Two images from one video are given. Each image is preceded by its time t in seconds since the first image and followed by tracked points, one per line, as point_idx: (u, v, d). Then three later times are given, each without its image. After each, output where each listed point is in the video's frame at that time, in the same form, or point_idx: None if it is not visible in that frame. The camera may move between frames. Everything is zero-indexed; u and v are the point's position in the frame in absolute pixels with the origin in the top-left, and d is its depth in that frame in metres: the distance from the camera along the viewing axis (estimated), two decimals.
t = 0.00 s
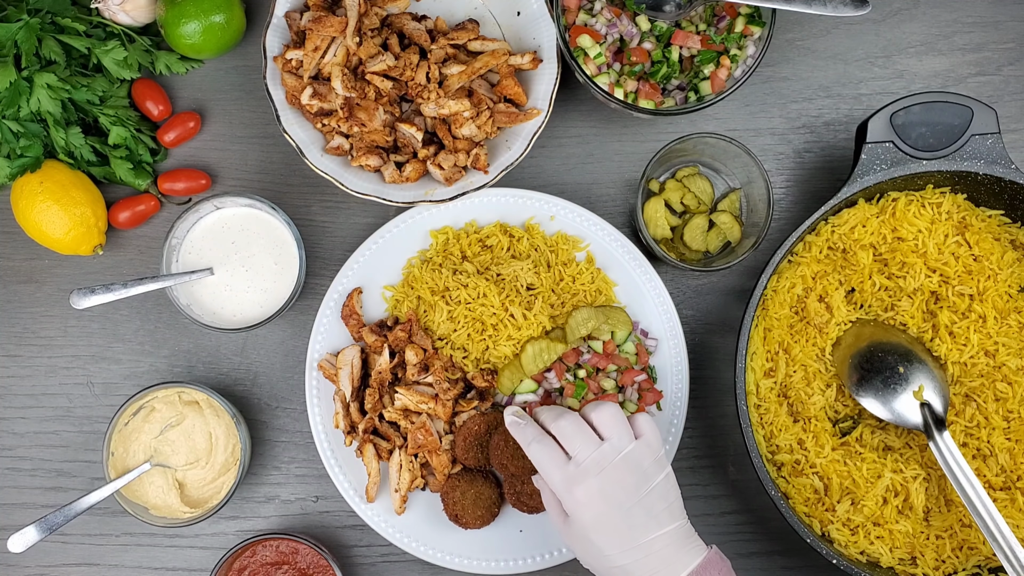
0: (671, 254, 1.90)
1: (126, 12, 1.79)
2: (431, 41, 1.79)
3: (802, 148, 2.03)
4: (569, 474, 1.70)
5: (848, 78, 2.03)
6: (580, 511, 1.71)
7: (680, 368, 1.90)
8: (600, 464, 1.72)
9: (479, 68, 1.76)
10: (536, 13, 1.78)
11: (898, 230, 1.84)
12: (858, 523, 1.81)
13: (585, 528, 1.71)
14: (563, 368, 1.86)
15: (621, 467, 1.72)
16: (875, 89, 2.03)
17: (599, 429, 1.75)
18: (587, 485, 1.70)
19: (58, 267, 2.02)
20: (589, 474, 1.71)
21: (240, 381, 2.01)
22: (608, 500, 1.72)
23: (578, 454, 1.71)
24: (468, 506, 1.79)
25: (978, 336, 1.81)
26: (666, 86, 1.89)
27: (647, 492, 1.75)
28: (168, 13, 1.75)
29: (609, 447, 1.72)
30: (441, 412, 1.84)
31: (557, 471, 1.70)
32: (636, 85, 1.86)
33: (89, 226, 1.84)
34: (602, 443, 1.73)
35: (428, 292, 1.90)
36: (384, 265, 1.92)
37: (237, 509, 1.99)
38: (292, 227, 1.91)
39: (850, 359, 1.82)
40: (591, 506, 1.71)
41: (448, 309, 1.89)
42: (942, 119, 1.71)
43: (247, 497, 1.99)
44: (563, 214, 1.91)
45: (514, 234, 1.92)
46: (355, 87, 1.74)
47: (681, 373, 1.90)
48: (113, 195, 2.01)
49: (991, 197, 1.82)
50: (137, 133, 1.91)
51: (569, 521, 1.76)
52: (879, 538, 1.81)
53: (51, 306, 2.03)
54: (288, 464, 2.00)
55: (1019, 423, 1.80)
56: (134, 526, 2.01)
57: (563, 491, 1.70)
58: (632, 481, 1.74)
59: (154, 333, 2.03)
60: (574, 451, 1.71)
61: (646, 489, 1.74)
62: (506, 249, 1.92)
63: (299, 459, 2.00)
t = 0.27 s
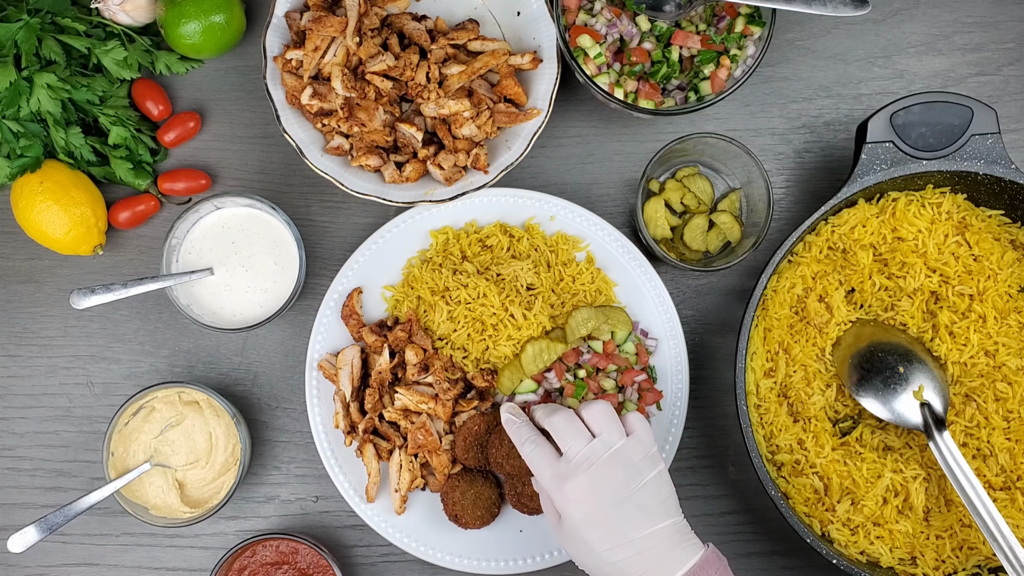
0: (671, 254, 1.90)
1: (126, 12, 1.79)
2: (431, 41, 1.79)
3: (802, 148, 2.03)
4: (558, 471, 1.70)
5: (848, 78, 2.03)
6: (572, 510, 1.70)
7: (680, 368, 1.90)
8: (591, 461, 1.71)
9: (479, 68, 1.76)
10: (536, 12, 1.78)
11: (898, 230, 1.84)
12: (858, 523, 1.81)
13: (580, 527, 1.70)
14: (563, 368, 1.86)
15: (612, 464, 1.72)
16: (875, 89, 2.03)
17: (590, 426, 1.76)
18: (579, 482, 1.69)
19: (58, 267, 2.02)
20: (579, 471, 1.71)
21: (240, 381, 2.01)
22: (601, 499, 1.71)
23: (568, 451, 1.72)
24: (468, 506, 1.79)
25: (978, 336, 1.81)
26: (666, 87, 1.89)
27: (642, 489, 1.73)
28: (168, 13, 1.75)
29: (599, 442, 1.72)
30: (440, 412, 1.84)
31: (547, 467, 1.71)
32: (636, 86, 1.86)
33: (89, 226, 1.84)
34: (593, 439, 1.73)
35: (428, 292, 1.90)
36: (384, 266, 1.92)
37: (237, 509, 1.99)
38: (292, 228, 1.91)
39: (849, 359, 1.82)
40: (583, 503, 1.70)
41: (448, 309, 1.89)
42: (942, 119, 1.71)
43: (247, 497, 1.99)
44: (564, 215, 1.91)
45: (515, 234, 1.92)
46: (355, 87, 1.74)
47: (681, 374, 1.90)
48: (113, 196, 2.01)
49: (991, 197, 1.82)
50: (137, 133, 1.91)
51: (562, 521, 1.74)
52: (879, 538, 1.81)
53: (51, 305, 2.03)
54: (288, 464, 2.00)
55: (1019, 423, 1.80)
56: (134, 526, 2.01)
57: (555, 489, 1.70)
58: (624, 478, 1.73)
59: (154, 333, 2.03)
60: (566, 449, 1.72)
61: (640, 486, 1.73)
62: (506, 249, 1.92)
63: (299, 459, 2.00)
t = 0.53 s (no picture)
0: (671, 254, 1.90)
1: (126, 12, 1.79)
2: (431, 41, 1.79)
3: (803, 147, 2.03)
4: (599, 512, 1.72)
5: (848, 78, 2.03)
6: (601, 554, 1.72)
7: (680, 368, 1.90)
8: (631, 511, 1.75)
9: (479, 68, 1.76)
10: (535, 12, 1.78)
11: (898, 230, 1.84)
12: (858, 523, 1.81)
13: (601, 571, 1.72)
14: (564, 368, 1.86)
15: (651, 519, 1.75)
16: (875, 89, 2.03)
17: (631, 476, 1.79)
18: (614, 528, 1.73)
19: (58, 267, 2.02)
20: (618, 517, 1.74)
21: (240, 381, 2.01)
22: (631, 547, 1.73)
23: (611, 494, 1.74)
24: (468, 506, 1.79)
25: (978, 336, 1.81)
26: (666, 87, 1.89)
27: (667, 549, 1.77)
28: (168, 13, 1.75)
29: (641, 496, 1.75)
30: (440, 412, 1.84)
31: (589, 507, 1.72)
32: (636, 86, 1.86)
33: (89, 226, 1.84)
34: (633, 490, 1.76)
35: (428, 292, 1.90)
36: (383, 265, 1.92)
37: (237, 508, 1.99)
38: (292, 228, 1.91)
39: (850, 359, 1.82)
40: (612, 548, 1.73)
41: (448, 309, 1.89)
42: (941, 118, 1.71)
43: (247, 497, 1.99)
44: (563, 215, 1.91)
45: (515, 234, 1.92)
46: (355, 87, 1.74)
47: (681, 374, 1.89)
48: (113, 196, 2.01)
49: (991, 197, 1.82)
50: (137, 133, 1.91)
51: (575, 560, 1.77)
52: (879, 538, 1.81)
53: (51, 305, 2.03)
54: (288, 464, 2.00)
55: (1019, 423, 1.80)
56: (134, 526, 2.01)
57: (590, 530, 1.73)
58: (656, 534, 1.76)
59: (153, 333, 2.03)
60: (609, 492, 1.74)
61: (667, 544, 1.77)
62: (507, 250, 1.92)
63: (299, 459, 2.00)
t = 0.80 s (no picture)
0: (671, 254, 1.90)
1: (126, 12, 1.79)
2: (431, 41, 1.79)
3: (803, 148, 2.03)
4: (585, 518, 1.75)
5: (848, 78, 2.03)
6: (583, 557, 1.77)
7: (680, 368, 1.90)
8: (616, 518, 1.78)
9: (479, 68, 1.76)
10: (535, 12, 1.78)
11: (898, 230, 1.84)
12: (858, 523, 1.81)
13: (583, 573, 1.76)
14: (563, 368, 1.87)
15: (633, 526, 1.79)
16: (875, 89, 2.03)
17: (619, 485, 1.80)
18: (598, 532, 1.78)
19: (58, 267, 2.02)
20: (602, 521, 1.78)
21: (240, 380, 2.01)
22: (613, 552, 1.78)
23: (598, 501, 1.77)
24: (469, 505, 1.79)
25: (978, 336, 1.81)
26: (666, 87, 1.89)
27: (647, 555, 1.82)
28: (168, 13, 1.75)
29: (627, 507, 1.78)
30: (440, 412, 1.84)
31: (576, 513, 1.74)
32: (636, 86, 1.86)
33: (89, 226, 1.84)
34: (619, 499, 1.79)
35: (428, 292, 1.90)
36: (383, 265, 1.92)
37: (237, 508, 1.99)
38: (292, 228, 1.91)
39: (850, 359, 1.82)
40: (594, 553, 1.77)
41: (448, 309, 1.89)
42: (942, 118, 1.71)
43: (247, 497, 1.99)
44: (563, 215, 1.91)
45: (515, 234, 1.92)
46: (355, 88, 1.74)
47: (681, 374, 1.89)
48: (113, 196, 2.01)
49: (991, 197, 1.82)
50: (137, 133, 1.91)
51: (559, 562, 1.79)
52: (879, 538, 1.81)
53: (51, 305, 2.03)
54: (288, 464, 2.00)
55: (1019, 423, 1.80)
56: (134, 526, 2.01)
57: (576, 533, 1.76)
58: (637, 540, 1.80)
59: (154, 333, 2.03)
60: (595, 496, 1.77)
61: (648, 552, 1.81)
62: (507, 250, 1.92)
63: (299, 459, 2.00)
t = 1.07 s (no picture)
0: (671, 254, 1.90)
1: (126, 12, 1.79)
2: (431, 41, 1.79)
3: (803, 148, 2.03)
4: (588, 528, 1.75)
5: (848, 79, 2.03)
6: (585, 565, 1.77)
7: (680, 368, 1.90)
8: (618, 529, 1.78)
9: (479, 68, 1.76)
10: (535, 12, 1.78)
11: (898, 230, 1.84)
12: (858, 523, 1.81)
13: None
14: (563, 369, 1.87)
15: (636, 536, 1.79)
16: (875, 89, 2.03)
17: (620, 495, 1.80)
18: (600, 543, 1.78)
19: (58, 267, 2.02)
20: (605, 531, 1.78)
21: (240, 380, 2.01)
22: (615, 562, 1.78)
23: (601, 511, 1.77)
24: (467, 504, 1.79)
25: (978, 336, 1.81)
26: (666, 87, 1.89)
27: (648, 566, 1.81)
28: (168, 13, 1.75)
29: (630, 517, 1.77)
30: (440, 412, 1.84)
31: (577, 523, 1.74)
32: (636, 86, 1.86)
33: (89, 226, 1.84)
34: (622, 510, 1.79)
35: (428, 292, 1.90)
36: (383, 265, 1.92)
37: (237, 508, 1.99)
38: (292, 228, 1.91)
39: (850, 359, 1.82)
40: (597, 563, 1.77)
41: (448, 309, 1.89)
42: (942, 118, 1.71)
43: (247, 497, 1.99)
44: (563, 215, 1.91)
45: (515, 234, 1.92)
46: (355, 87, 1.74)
47: (681, 374, 1.89)
48: (113, 196, 2.01)
49: (991, 197, 1.82)
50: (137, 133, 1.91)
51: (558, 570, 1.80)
52: (879, 538, 1.81)
53: (51, 305, 2.03)
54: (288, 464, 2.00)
55: (1019, 423, 1.80)
56: (134, 526, 2.01)
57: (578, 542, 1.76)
58: (640, 551, 1.80)
59: (154, 332, 2.03)
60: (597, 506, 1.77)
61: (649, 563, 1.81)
62: (507, 250, 1.92)
63: (299, 459, 2.00)
